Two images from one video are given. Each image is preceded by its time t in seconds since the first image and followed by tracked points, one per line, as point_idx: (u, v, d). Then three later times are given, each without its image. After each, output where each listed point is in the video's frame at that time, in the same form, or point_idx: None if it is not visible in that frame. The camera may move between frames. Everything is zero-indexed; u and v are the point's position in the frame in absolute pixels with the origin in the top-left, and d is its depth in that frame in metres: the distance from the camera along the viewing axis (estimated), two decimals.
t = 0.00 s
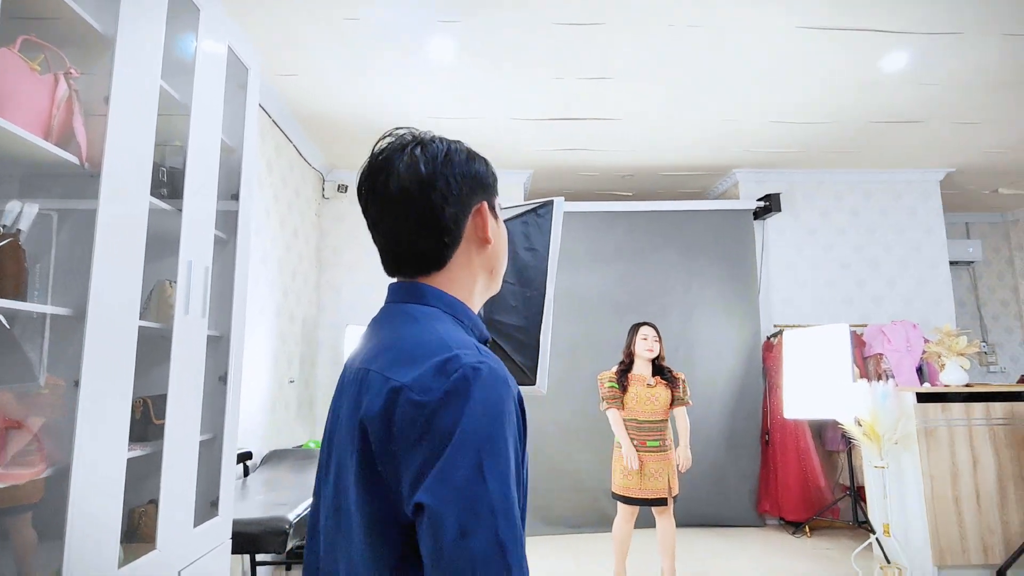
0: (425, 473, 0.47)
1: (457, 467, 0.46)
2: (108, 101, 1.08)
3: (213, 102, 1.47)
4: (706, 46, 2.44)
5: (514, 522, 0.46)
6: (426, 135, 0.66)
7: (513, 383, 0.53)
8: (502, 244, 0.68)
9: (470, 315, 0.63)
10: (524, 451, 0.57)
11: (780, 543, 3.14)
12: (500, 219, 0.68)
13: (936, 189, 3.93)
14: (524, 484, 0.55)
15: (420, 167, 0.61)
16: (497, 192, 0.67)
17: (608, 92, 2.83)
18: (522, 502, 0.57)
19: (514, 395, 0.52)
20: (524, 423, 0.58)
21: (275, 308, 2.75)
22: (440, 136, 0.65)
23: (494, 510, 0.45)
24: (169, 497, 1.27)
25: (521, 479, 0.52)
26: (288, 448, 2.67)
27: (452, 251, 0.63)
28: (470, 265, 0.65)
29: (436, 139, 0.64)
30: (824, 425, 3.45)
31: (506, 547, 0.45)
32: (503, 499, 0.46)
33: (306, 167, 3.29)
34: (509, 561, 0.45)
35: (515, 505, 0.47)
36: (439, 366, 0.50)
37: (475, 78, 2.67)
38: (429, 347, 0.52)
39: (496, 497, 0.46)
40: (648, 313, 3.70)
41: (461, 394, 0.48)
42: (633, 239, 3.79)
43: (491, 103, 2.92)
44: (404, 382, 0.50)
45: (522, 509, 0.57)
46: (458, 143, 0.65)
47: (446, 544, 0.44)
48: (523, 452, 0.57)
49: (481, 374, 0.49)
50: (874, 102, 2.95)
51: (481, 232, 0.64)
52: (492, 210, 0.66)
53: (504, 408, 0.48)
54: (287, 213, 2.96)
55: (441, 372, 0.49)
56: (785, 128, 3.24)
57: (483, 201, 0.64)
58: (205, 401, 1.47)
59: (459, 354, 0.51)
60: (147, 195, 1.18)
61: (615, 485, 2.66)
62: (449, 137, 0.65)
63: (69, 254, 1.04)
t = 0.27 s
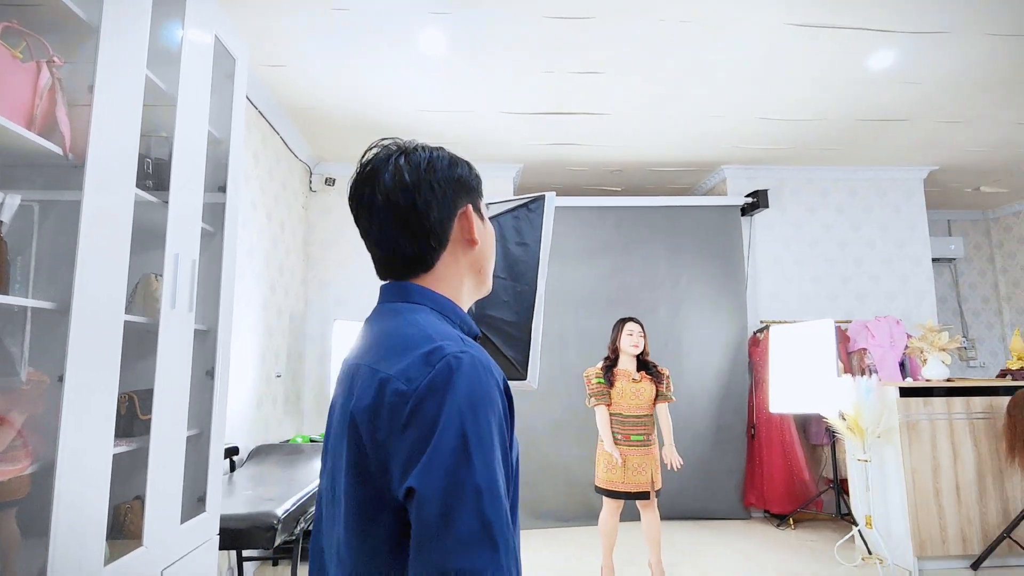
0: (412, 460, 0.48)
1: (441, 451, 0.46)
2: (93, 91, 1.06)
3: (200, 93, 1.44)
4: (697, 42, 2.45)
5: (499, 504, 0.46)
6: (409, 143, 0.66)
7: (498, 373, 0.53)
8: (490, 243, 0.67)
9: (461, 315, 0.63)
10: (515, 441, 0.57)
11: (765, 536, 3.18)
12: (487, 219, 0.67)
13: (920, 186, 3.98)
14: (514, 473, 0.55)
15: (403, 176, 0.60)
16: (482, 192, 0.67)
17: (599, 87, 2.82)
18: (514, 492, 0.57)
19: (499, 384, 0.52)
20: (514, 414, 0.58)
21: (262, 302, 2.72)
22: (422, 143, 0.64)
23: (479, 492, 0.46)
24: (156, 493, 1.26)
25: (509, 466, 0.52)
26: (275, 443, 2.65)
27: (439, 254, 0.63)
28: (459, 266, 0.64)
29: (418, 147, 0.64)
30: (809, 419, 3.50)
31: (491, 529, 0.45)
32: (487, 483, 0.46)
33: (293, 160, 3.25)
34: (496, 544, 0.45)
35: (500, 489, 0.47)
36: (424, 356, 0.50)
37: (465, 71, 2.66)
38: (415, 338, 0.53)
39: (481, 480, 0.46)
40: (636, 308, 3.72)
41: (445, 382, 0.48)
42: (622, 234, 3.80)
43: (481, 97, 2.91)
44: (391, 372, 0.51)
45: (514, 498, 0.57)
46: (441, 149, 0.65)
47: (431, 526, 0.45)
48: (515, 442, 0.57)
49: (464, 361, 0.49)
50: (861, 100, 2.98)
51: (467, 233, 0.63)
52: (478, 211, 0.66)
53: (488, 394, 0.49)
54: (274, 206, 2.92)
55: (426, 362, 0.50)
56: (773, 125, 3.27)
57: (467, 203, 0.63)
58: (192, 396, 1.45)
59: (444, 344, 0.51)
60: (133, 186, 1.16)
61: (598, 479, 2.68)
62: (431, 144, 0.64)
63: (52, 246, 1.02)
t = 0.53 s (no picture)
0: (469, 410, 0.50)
1: (498, 416, 0.49)
2: (80, 82, 1.04)
3: (189, 86, 1.42)
4: (689, 40, 2.45)
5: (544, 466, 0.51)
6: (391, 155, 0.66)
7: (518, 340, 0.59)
8: (475, 248, 0.66)
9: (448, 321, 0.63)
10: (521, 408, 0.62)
11: (751, 530, 3.22)
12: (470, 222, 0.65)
13: (906, 185, 4.03)
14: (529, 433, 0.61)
15: (378, 191, 0.61)
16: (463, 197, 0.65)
17: (591, 84, 2.83)
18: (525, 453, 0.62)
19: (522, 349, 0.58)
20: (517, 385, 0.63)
21: (250, 297, 2.69)
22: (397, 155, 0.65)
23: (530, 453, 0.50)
24: (145, 490, 1.25)
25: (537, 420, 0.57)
26: (263, 439, 2.63)
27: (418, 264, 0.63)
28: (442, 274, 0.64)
29: (393, 160, 0.64)
30: (795, 415, 3.54)
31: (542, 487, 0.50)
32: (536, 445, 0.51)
33: (282, 153, 3.22)
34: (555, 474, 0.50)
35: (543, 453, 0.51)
36: (463, 323, 0.54)
37: (457, 66, 2.65)
38: (445, 309, 0.56)
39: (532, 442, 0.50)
40: (626, 304, 3.74)
41: (490, 340, 0.52)
42: (612, 231, 3.81)
43: (472, 92, 2.90)
44: (432, 338, 0.53)
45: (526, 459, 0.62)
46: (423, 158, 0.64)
47: (495, 486, 0.48)
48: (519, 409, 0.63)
49: (501, 324, 0.54)
50: (850, 99, 3.01)
51: (444, 242, 0.63)
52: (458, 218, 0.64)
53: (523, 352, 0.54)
54: (263, 200, 2.89)
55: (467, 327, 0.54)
56: (762, 124, 3.29)
57: (443, 212, 0.62)
58: (181, 392, 1.43)
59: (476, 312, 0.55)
60: (122, 179, 1.14)
61: (586, 474, 2.69)
62: (409, 155, 0.64)
63: (38, 240, 0.99)
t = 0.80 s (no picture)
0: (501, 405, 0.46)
1: (526, 395, 0.45)
2: (67, 73, 1.02)
3: (178, 78, 1.40)
4: (681, 39, 2.46)
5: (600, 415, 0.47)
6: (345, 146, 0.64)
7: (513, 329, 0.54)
8: (436, 237, 0.61)
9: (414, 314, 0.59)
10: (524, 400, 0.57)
11: (737, 525, 3.26)
12: (429, 209, 0.61)
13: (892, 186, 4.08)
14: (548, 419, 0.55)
15: (326, 181, 0.60)
16: (418, 183, 0.61)
17: (583, 81, 2.83)
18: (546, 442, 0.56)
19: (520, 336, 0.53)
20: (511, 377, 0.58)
21: (238, 293, 2.67)
22: (348, 146, 0.62)
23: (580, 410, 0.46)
24: (132, 487, 1.23)
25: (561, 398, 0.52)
26: (250, 435, 2.61)
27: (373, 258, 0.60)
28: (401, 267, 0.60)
29: (342, 150, 0.62)
30: (781, 412, 3.57)
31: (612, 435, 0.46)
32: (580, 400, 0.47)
33: (271, 147, 3.19)
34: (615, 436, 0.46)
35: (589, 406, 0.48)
36: (462, 320, 0.49)
37: (449, 61, 2.63)
38: (436, 309, 0.51)
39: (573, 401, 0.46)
40: (615, 302, 3.75)
41: (496, 332, 0.48)
42: (602, 229, 3.82)
43: (464, 88, 2.89)
44: (432, 343, 0.48)
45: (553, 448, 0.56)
46: (376, 145, 0.62)
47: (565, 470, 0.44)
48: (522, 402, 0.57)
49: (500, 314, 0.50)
50: (838, 100, 3.04)
51: (395, 233, 0.59)
52: (412, 206, 0.60)
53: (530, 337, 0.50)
54: (252, 195, 2.86)
55: (467, 323, 0.49)
56: (752, 123, 3.31)
57: (392, 202, 0.59)
58: (169, 388, 1.42)
59: (471, 306, 0.50)
60: (109, 172, 1.12)
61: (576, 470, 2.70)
62: (359, 145, 0.62)
63: (22, 233, 0.97)
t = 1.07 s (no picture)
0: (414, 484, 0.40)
1: (445, 465, 0.39)
2: (52, 64, 1.00)
3: (166, 71, 1.38)
4: (672, 39, 2.47)
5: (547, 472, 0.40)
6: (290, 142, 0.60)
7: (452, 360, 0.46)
8: (391, 241, 0.57)
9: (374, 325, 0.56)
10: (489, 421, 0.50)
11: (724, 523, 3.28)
12: (381, 211, 0.57)
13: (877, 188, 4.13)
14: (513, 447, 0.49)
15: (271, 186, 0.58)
16: (365, 183, 0.57)
17: (574, 80, 2.83)
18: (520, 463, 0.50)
19: (460, 370, 0.45)
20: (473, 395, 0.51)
21: (225, 290, 2.64)
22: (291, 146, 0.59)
23: (516, 473, 0.39)
24: (117, 486, 1.21)
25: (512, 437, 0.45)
26: (237, 433, 2.59)
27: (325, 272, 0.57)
28: (355, 278, 0.57)
29: (284, 153, 0.58)
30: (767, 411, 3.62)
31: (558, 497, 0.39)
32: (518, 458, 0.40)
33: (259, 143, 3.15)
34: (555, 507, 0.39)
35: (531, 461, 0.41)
36: (371, 378, 0.42)
37: (440, 58, 2.62)
38: (349, 360, 0.45)
39: (507, 461, 0.40)
40: (605, 301, 3.76)
41: (407, 392, 0.41)
42: (592, 228, 3.83)
43: (455, 85, 2.88)
44: (339, 410, 0.43)
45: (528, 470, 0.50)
46: (321, 144, 0.58)
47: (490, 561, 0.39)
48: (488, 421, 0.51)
49: (416, 363, 0.42)
50: (826, 102, 3.07)
51: (342, 245, 0.56)
52: (360, 211, 0.56)
53: (456, 384, 0.42)
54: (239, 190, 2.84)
55: (375, 383, 0.42)
56: (741, 124, 3.34)
57: (337, 212, 0.56)
58: (155, 386, 1.40)
59: (384, 356, 0.44)
60: (95, 166, 1.10)
61: (566, 469, 2.72)
62: (302, 146, 0.58)
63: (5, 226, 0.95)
